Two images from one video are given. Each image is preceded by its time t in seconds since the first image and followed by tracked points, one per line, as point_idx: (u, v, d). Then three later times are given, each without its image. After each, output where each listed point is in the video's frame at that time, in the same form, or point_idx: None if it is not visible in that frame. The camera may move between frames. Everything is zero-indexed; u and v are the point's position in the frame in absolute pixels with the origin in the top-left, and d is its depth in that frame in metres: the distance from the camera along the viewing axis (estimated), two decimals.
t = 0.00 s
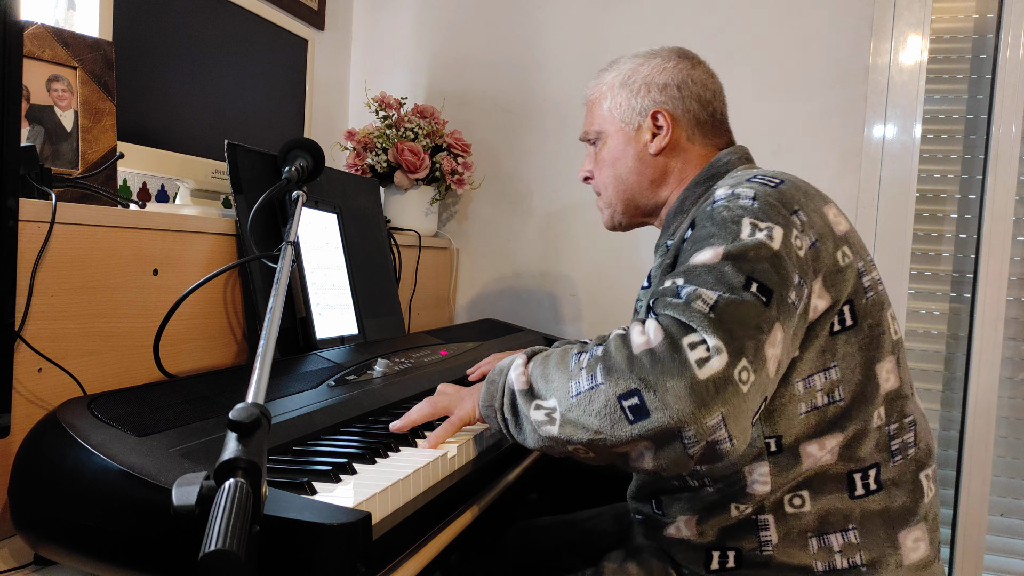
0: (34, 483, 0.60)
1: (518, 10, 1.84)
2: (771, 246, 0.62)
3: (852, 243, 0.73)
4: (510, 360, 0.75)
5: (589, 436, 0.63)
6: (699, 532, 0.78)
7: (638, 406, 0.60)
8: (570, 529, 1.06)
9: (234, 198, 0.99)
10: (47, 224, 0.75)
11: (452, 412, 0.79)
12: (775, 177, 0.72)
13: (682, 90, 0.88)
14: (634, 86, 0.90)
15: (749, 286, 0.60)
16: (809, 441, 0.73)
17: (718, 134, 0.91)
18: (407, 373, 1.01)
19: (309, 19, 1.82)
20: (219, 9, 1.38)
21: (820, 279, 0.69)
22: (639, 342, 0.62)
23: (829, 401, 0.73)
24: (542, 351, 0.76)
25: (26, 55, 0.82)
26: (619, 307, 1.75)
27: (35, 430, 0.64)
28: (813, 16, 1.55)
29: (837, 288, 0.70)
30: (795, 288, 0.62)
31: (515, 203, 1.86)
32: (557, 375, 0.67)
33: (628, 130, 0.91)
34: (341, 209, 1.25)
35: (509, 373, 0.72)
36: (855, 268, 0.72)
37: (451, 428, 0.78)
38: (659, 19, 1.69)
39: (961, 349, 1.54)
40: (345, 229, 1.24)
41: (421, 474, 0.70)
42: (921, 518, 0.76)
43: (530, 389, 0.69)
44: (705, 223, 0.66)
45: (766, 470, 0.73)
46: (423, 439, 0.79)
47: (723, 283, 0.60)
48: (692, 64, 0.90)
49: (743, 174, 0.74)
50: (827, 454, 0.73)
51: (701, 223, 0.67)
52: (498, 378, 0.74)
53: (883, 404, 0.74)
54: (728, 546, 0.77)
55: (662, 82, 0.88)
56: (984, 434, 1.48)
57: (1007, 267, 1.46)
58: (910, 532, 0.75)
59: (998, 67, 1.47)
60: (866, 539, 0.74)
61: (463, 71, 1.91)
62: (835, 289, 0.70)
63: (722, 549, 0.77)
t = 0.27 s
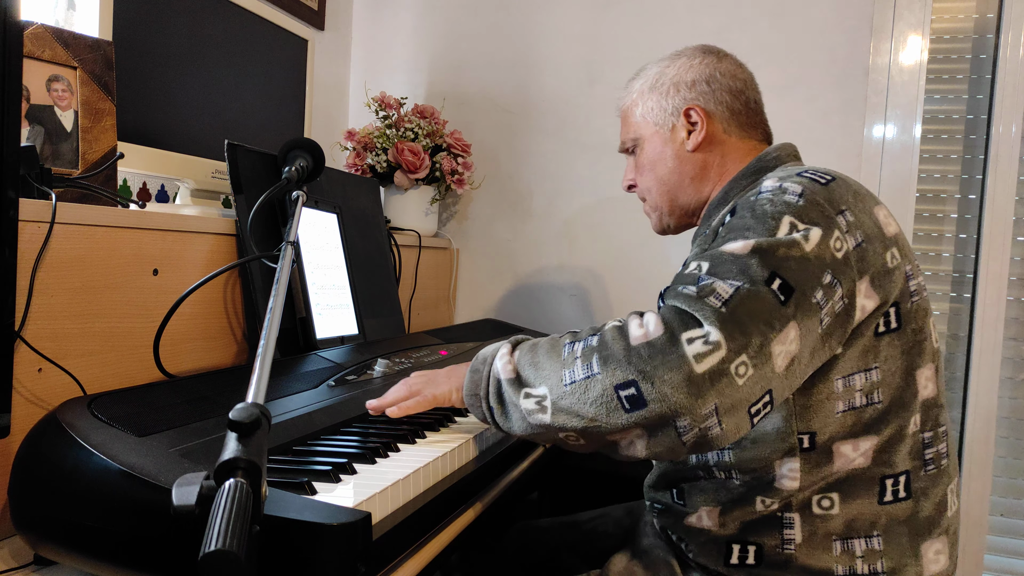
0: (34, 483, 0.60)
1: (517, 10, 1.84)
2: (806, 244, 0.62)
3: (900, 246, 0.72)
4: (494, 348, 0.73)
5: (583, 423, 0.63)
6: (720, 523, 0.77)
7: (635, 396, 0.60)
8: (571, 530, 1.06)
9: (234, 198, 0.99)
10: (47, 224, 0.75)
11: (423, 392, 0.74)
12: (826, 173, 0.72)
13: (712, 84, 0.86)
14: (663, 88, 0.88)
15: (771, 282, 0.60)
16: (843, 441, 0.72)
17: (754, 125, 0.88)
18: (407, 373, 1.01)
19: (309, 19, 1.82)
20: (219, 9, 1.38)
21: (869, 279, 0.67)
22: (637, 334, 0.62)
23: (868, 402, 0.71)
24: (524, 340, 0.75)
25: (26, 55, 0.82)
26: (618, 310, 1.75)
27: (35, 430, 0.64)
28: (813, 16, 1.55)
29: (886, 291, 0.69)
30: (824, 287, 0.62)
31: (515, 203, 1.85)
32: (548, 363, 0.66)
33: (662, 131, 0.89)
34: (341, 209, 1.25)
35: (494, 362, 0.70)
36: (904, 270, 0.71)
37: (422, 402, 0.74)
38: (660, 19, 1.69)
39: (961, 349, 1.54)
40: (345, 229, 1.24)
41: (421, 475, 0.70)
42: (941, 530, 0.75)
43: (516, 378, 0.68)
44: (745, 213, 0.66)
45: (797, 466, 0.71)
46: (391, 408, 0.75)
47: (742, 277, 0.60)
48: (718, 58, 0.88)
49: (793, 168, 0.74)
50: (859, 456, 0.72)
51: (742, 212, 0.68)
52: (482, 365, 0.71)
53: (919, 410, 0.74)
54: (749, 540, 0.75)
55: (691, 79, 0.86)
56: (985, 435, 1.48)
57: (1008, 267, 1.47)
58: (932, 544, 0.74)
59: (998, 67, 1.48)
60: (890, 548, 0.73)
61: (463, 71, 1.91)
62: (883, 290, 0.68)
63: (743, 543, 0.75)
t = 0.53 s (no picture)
0: (34, 483, 0.60)
1: (518, 10, 1.84)
2: (820, 247, 0.62)
3: (928, 249, 0.72)
4: (489, 362, 0.75)
5: (583, 426, 0.63)
6: (731, 521, 0.76)
7: (633, 395, 0.61)
8: (572, 530, 1.05)
9: (234, 198, 0.99)
10: (47, 224, 0.75)
11: (416, 403, 0.79)
12: (856, 174, 0.72)
13: (746, 82, 0.85)
14: (696, 84, 0.88)
15: (776, 284, 0.60)
16: (859, 443, 0.70)
17: (786, 125, 0.87)
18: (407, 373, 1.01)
19: (309, 19, 1.82)
20: (219, 10, 1.38)
21: (891, 280, 0.66)
22: (632, 335, 0.63)
23: (886, 405, 0.70)
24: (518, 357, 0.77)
25: (26, 55, 0.82)
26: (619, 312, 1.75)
27: (35, 430, 0.64)
28: (814, 16, 1.54)
29: (911, 295, 0.68)
30: (834, 289, 0.62)
31: (515, 204, 1.85)
32: (544, 371, 0.67)
33: (693, 127, 0.88)
34: (341, 209, 1.25)
35: (490, 374, 0.72)
36: (930, 274, 0.71)
37: (414, 415, 0.77)
38: (660, 19, 1.69)
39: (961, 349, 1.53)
40: (345, 228, 1.24)
41: (420, 475, 0.70)
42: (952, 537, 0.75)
43: (512, 388, 0.69)
44: (764, 212, 0.67)
45: (809, 465, 0.70)
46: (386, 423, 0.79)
47: (747, 277, 0.60)
48: (755, 56, 0.87)
49: (821, 168, 0.74)
50: (875, 460, 0.70)
51: (761, 209, 0.68)
52: (477, 379, 0.74)
53: (939, 418, 0.72)
54: (760, 539, 0.74)
55: (725, 76, 0.86)
56: (985, 434, 1.48)
57: (1008, 267, 1.48)
58: (942, 552, 0.74)
59: (998, 67, 1.49)
60: (901, 553, 0.71)
61: (463, 72, 1.91)
62: (907, 292, 0.68)
63: (753, 542, 0.74)
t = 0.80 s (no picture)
0: (34, 483, 0.60)
1: (518, 10, 1.84)
2: (834, 243, 0.62)
3: (944, 252, 0.71)
4: (495, 357, 0.76)
5: (590, 418, 0.63)
6: (737, 518, 0.76)
7: (641, 387, 0.61)
8: (574, 530, 1.05)
9: (234, 198, 0.99)
10: (47, 224, 0.75)
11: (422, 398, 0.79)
12: (874, 173, 0.72)
13: (773, 82, 0.85)
14: (722, 82, 0.88)
15: (787, 281, 0.60)
16: (867, 442, 0.70)
17: (811, 128, 0.87)
18: (407, 373, 1.01)
19: (309, 19, 1.82)
20: (219, 10, 1.38)
21: (906, 280, 0.66)
22: (641, 328, 0.64)
23: (896, 405, 0.69)
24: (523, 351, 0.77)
25: (26, 55, 0.82)
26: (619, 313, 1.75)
27: (35, 430, 0.64)
28: (814, 15, 1.54)
29: (925, 295, 0.67)
30: (846, 287, 0.62)
31: (515, 204, 1.85)
32: (552, 364, 0.68)
33: (716, 123, 0.88)
34: (341, 209, 1.25)
35: (497, 368, 0.73)
36: (945, 276, 0.71)
37: (419, 411, 0.77)
38: (660, 19, 1.68)
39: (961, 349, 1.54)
40: (345, 228, 1.25)
41: (421, 474, 0.70)
42: (959, 541, 0.74)
43: (520, 381, 0.70)
44: (780, 208, 0.67)
45: (815, 462, 0.70)
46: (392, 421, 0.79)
47: (758, 272, 0.61)
48: (784, 57, 0.87)
49: (839, 166, 0.74)
50: (882, 461, 0.70)
51: (778, 206, 0.68)
52: (483, 373, 0.74)
53: (949, 421, 0.72)
54: (765, 537, 0.74)
55: (752, 75, 0.86)
56: (986, 434, 1.48)
57: (1008, 267, 1.47)
58: (949, 555, 0.74)
59: (998, 67, 1.49)
60: (906, 555, 0.71)
61: (463, 72, 1.91)
62: (921, 293, 0.67)
63: (759, 540, 0.75)
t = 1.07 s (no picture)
0: (34, 483, 0.60)
1: (518, 10, 1.84)
2: (844, 243, 0.62)
3: (956, 254, 0.71)
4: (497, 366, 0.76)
5: (597, 421, 0.63)
6: (739, 514, 0.76)
7: (647, 387, 0.61)
8: (574, 529, 1.05)
9: (234, 198, 0.99)
10: (47, 224, 0.75)
11: (422, 406, 0.79)
12: (889, 173, 0.72)
13: (798, 76, 0.84)
14: (747, 73, 0.88)
15: (795, 281, 0.60)
16: (872, 442, 0.70)
17: (831, 125, 0.86)
18: (407, 373, 1.01)
19: (309, 19, 1.82)
20: (219, 10, 1.38)
21: (916, 281, 0.66)
22: (645, 329, 0.64)
23: (902, 406, 0.69)
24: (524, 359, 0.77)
25: (26, 55, 0.82)
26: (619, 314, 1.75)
27: (35, 430, 0.64)
28: (814, 15, 1.54)
29: (935, 296, 0.68)
30: (854, 287, 0.62)
31: (516, 204, 1.85)
32: (555, 370, 0.68)
33: (737, 113, 0.88)
34: (341, 209, 1.25)
35: (498, 377, 0.73)
36: (956, 279, 0.71)
37: (421, 418, 0.77)
38: (660, 19, 1.68)
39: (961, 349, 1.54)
40: (345, 229, 1.25)
41: (421, 474, 0.70)
42: (961, 544, 0.74)
43: (522, 389, 0.70)
44: (792, 206, 0.67)
45: (820, 460, 0.70)
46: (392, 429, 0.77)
47: (766, 272, 0.61)
48: (810, 54, 0.87)
49: (854, 165, 0.74)
50: (886, 461, 0.70)
51: (790, 204, 0.68)
52: (485, 382, 0.75)
53: (954, 423, 0.72)
54: (767, 534, 0.74)
55: (777, 67, 0.86)
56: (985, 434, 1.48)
57: (1008, 267, 1.47)
58: (950, 557, 0.73)
59: (998, 67, 1.49)
60: (907, 555, 0.71)
61: (463, 72, 1.91)
62: (931, 294, 0.67)
63: (760, 536, 0.74)
